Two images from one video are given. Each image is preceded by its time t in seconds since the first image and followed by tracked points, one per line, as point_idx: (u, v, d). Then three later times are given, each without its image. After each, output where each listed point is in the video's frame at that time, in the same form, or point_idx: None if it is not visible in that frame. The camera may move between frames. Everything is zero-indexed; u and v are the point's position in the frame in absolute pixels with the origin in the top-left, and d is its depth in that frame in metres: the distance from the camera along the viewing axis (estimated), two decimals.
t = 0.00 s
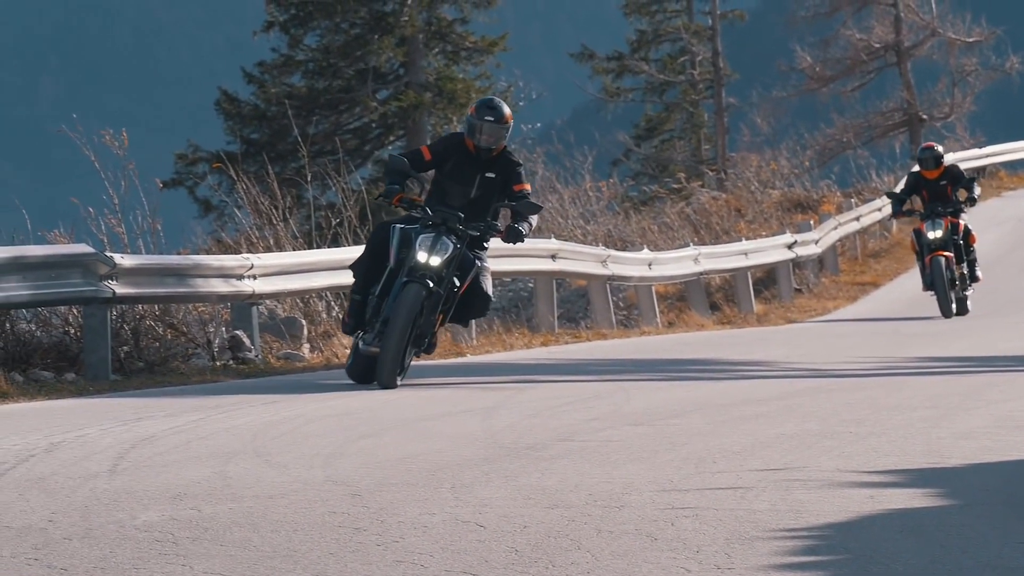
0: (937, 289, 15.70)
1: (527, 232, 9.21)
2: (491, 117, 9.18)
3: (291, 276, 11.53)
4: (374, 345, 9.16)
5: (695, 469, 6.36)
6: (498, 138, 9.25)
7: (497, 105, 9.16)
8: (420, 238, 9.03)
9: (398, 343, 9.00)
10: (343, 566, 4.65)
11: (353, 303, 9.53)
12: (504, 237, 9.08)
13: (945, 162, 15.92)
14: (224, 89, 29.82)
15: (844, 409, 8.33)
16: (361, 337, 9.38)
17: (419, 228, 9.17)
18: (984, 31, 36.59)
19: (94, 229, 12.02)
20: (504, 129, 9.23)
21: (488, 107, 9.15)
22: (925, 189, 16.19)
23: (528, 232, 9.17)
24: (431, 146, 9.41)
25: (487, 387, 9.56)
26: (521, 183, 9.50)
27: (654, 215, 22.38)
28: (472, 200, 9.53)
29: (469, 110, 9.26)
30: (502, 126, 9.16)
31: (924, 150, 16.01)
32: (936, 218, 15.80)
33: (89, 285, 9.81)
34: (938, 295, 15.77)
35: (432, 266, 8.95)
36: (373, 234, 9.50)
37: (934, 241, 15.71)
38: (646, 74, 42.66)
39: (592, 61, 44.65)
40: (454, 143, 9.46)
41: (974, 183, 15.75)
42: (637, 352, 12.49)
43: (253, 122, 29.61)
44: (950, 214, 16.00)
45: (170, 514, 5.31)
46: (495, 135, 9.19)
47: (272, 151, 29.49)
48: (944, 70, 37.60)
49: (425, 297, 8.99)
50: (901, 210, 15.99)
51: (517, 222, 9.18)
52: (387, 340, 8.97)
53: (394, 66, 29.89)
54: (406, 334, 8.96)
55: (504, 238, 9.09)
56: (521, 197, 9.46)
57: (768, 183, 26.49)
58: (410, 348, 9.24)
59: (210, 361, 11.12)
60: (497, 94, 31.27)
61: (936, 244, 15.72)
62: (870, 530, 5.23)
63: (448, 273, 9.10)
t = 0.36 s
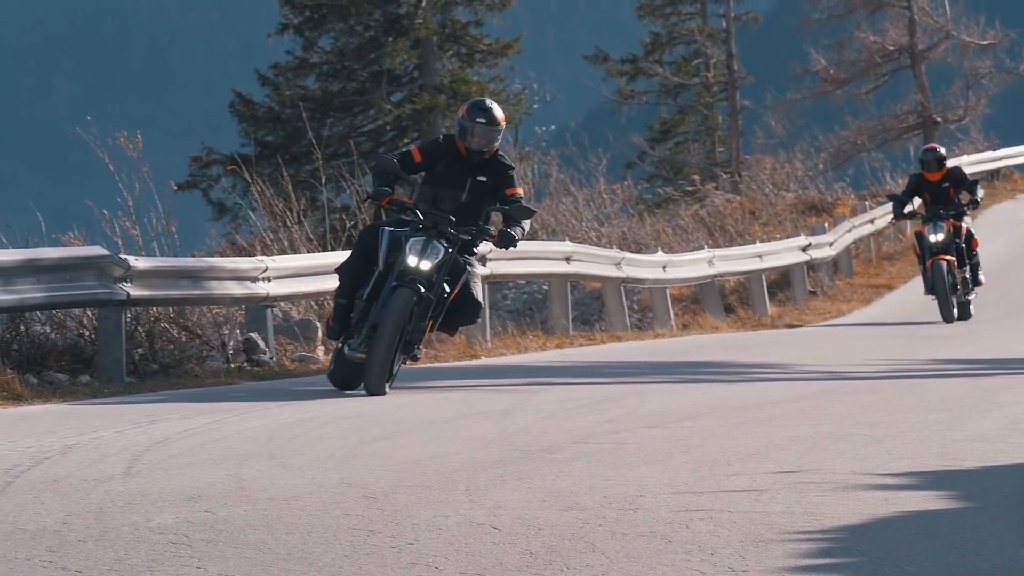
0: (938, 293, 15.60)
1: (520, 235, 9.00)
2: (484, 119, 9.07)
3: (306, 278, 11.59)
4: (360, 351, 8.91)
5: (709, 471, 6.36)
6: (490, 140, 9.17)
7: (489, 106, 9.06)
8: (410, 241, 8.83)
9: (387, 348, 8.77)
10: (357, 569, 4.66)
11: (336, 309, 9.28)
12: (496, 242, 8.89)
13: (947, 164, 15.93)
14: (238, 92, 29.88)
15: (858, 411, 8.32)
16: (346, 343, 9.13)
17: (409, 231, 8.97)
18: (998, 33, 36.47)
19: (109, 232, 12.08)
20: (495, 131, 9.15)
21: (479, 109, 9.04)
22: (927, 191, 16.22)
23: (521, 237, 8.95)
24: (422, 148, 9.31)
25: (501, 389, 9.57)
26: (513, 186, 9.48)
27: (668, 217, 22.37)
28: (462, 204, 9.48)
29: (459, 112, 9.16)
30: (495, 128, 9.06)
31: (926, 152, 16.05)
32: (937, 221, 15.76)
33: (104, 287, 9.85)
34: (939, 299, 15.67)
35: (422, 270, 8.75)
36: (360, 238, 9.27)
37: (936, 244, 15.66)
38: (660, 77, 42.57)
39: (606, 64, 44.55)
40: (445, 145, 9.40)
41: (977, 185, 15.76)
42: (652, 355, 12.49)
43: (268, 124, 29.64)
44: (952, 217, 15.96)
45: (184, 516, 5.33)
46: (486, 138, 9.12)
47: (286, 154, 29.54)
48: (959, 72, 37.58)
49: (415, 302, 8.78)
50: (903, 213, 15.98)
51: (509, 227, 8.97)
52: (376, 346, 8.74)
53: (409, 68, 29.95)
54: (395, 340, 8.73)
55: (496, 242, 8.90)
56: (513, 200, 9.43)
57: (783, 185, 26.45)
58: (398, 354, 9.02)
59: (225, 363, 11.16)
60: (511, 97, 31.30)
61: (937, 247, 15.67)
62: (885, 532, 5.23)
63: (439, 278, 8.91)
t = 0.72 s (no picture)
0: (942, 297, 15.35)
1: (518, 240, 8.81)
2: (480, 121, 8.74)
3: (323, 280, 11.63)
4: (351, 357, 8.58)
5: (728, 474, 6.35)
6: (486, 142, 8.83)
7: (485, 108, 8.73)
8: (405, 244, 8.45)
9: (380, 355, 8.44)
10: (375, 572, 4.67)
11: (327, 311, 8.97)
12: (492, 247, 8.64)
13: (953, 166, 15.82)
14: (257, 94, 29.99)
15: (876, 414, 8.29)
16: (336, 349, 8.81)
17: (404, 234, 8.58)
18: (1017, 36, 36.53)
19: (127, 234, 12.15)
20: (492, 133, 8.81)
21: (475, 110, 8.72)
22: (933, 194, 16.07)
23: (519, 241, 8.77)
24: (416, 150, 8.98)
25: (519, 392, 9.57)
26: (510, 191, 9.13)
27: (687, 219, 22.33)
28: (457, 208, 9.13)
29: (455, 113, 8.84)
30: (491, 131, 8.73)
31: (931, 153, 15.91)
32: (943, 223, 15.54)
33: (122, 290, 9.88)
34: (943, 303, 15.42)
35: (417, 275, 8.38)
36: (353, 240, 8.94)
37: (941, 246, 15.42)
38: (679, 79, 42.56)
39: (624, 66, 44.49)
40: (441, 147, 9.04)
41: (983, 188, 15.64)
42: (670, 358, 12.48)
43: (286, 127, 29.72)
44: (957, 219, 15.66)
45: (202, 518, 5.35)
46: (483, 140, 8.77)
47: (305, 156, 29.63)
48: (976, 75, 37.57)
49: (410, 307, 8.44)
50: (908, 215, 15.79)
51: (507, 230, 8.75)
52: (369, 353, 8.41)
53: (427, 71, 29.97)
54: (389, 346, 8.40)
55: (493, 247, 8.65)
56: (510, 205, 9.07)
57: (802, 188, 26.36)
58: (392, 360, 8.69)
59: (243, 366, 11.20)
60: (529, 100, 31.37)
61: (941, 250, 15.38)
62: (905, 534, 5.22)
63: (434, 282, 8.55)
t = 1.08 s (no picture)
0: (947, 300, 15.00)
1: (518, 245, 8.58)
2: (480, 122, 8.58)
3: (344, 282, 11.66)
4: (345, 363, 8.32)
5: (749, 476, 6.35)
6: (486, 144, 8.66)
7: (486, 108, 8.57)
8: (403, 247, 8.20)
9: (377, 361, 8.18)
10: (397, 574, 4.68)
11: (320, 316, 8.72)
12: (490, 250, 8.42)
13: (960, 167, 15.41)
14: (278, 96, 30.10)
15: (896, 416, 8.27)
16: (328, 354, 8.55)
17: (402, 237, 8.35)
18: None
19: (148, 237, 12.22)
20: (492, 134, 8.64)
21: (475, 110, 8.56)
22: (940, 196, 15.68)
23: (520, 245, 8.55)
24: (414, 151, 8.84)
25: (540, 394, 9.58)
26: (510, 195, 8.91)
27: (707, 221, 22.28)
28: (456, 212, 8.93)
29: (454, 114, 8.69)
30: (491, 132, 8.56)
31: (938, 154, 15.51)
32: (949, 225, 15.12)
33: (144, 292, 9.94)
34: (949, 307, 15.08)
35: (416, 279, 8.13)
36: (348, 243, 8.69)
37: (947, 249, 15.03)
38: (700, 81, 42.47)
39: (645, 68, 44.41)
40: (439, 149, 8.89)
41: (991, 188, 15.23)
42: (690, 360, 12.47)
43: (307, 128, 29.81)
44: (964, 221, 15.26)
45: (224, 520, 5.38)
46: (483, 141, 8.60)
47: (325, 158, 29.69)
48: (998, 76, 37.35)
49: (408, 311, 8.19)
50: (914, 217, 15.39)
51: (507, 235, 8.54)
52: (366, 358, 8.17)
53: (448, 73, 29.96)
54: (386, 351, 8.16)
55: (492, 251, 8.43)
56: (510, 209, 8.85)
57: (822, 190, 26.26)
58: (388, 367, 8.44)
59: (264, 368, 11.24)
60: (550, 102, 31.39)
61: (948, 253, 15.01)
62: (926, 536, 5.21)
63: (433, 287, 8.31)
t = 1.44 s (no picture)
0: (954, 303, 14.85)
1: (521, 248, 8.39)
2: (481, 123, 8.38)
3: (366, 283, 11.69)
4: (342, 368, 8.16)
5: (771, 478, 6.34)
6: (488, 145, 8.46)
7: (487, 109, 8.37)
8: (404, 250, 8.01)
9: (377, 366, 7.99)
10: None
11: (316, 319, 8.53)
12: (494, 253, 8.31)
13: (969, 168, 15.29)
14: (301, 98, 30.26)
15: (919, 419, 8.25)
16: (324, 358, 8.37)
17: (402, 240, 8.13)
18: None
19: (171, 238, 12.28)
20: (494, 136, 8.46)
21: (477, 111, 8.36)
22: (948, 197, 15.54)
23: (522, 249, 8.35)
24: (414, 151, 8.64)
25: (563, 396, 9.60)
26: (511, 197, 8.75)
27: (729, 223, 22.21)
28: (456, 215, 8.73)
29: (455, 115, 8.50)
30: (494, 133, 8.37)
31: (948, 155, 15.40)
32: (957, 227, 14.97)
33: (167, 294, 10.01)
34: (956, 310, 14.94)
35: (416, 282, 7.96)
36: (345, 245, 8.47)
37: (954, 251, 14.89)
38: (723, 83, 42.45)
39: (667, 70, 44.42)
40: (440, 150, 8.70)
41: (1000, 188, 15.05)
42: (711, 361, 12.47)
43: (330, 130, 30.08)
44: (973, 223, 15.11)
45: (246, 522, 5.40)
46: (484, 143, 8.41)
47: (347, 160, 29.78)
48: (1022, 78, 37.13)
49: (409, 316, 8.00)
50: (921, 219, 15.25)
51: (509, 237, 8.39)
52: (365, 364, 7.97)
53: (470, 75, 29.99)
54: (386, 358, 7.96)
55: (495, 254, 8.31)
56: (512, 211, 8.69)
57: (845, 193, 26.18)
58: (388, 373, 8.24)
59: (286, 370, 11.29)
60: (572, 104, 31.41)
61: (956, 255, 14.88)
62: (949, 539, 5.20)
63: (434, 291, 8.12)
